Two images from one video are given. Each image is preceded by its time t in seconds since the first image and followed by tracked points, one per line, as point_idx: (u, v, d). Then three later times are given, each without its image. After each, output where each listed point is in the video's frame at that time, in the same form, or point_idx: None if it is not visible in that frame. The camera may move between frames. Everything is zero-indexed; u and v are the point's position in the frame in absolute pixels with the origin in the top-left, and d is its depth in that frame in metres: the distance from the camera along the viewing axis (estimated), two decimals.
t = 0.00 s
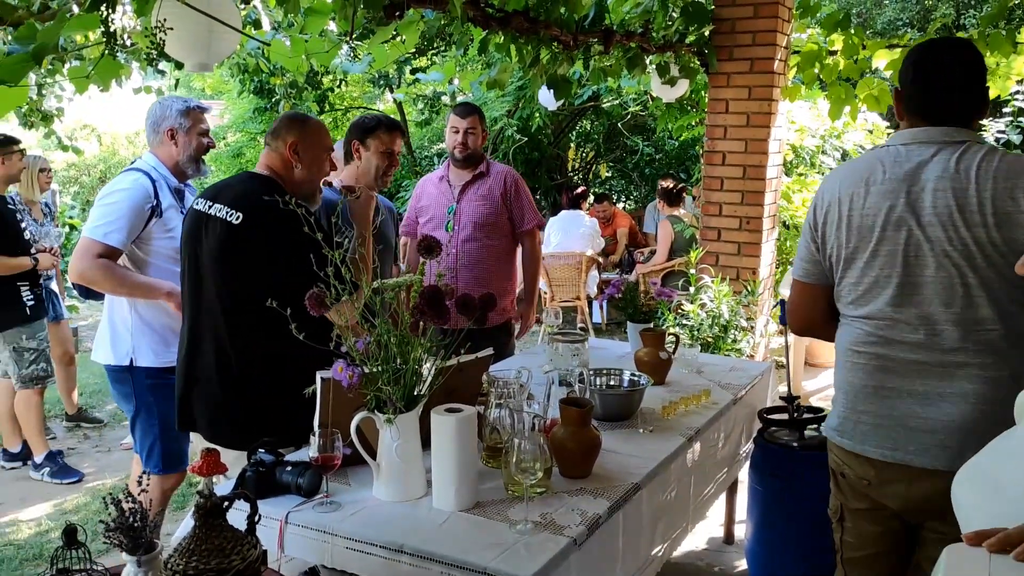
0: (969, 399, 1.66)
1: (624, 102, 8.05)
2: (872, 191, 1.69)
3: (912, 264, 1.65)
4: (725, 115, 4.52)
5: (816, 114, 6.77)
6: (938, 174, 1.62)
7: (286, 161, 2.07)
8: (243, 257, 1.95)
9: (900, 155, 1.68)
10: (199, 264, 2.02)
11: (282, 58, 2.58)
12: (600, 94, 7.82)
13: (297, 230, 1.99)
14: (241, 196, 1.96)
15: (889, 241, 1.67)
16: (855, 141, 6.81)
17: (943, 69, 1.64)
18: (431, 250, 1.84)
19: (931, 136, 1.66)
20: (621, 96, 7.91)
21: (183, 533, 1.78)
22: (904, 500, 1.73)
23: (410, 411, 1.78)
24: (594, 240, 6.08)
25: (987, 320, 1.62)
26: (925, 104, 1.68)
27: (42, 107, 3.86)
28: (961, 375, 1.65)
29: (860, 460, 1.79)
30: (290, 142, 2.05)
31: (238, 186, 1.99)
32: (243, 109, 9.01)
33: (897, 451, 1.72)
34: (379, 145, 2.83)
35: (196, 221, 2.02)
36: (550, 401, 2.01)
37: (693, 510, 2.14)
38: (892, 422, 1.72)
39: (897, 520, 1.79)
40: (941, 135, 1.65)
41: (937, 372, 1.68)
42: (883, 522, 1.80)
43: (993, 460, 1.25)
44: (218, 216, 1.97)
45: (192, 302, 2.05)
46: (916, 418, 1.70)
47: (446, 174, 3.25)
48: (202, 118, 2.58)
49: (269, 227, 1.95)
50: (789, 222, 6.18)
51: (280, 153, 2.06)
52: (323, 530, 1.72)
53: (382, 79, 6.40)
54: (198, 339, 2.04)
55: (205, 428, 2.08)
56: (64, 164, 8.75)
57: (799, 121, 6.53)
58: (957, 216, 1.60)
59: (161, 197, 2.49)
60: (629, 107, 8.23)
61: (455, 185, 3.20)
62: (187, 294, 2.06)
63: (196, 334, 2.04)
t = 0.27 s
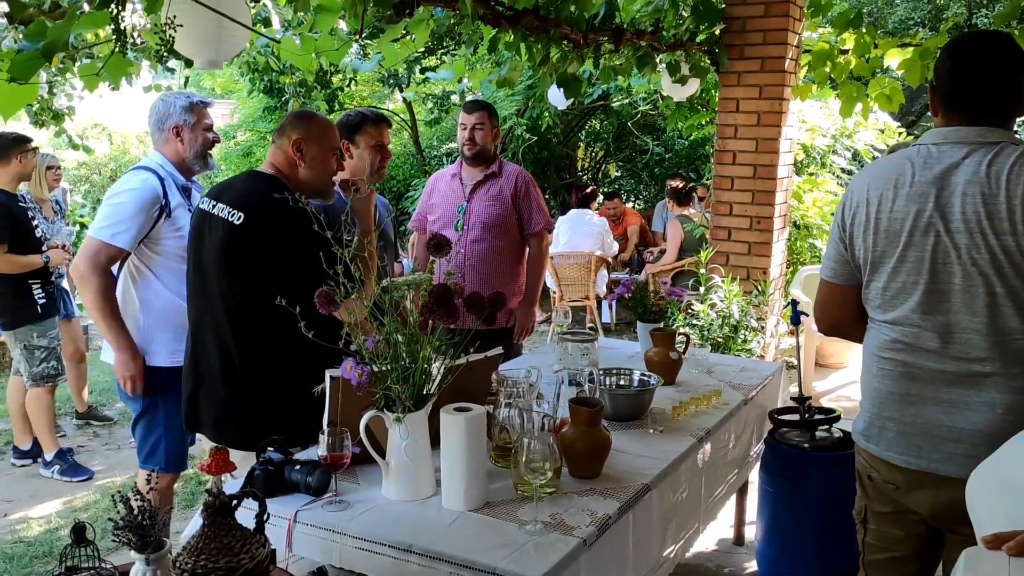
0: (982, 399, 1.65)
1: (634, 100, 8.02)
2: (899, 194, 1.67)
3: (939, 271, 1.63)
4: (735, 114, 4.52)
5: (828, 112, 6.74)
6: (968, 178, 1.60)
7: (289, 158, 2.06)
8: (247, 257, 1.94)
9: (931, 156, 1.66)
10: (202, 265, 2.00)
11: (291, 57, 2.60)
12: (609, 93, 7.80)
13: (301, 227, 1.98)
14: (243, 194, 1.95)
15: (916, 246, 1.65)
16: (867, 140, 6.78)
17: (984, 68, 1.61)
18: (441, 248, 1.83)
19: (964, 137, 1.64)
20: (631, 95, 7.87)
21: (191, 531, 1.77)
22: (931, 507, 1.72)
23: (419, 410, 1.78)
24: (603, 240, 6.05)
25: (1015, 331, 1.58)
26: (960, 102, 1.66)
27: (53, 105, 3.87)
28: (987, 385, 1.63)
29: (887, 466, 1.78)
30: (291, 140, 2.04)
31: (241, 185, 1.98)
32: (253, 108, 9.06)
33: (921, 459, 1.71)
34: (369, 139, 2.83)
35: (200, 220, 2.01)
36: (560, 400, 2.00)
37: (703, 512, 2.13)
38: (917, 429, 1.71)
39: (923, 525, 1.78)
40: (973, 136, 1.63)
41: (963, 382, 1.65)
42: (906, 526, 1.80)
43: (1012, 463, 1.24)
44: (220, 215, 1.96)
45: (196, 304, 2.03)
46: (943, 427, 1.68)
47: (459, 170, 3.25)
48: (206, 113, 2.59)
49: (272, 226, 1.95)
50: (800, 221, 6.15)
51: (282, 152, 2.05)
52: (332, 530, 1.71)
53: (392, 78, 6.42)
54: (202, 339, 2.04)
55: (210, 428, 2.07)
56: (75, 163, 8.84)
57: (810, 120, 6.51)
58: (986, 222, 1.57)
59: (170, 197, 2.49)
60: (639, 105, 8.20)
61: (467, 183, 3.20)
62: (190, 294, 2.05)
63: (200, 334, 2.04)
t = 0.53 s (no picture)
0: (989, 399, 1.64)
1: (640, 98, 8.01)
2: (922, 193, 1.65)
3: (963, 272, 1.62)
4: (740, 112, 4.53)
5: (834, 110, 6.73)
6: (993, 178, 1.59)
7: (294, 155, 2.05)
8: (249, 255, 1.94)
9: (955, 154, 1.65)
10: (203, 263, 2.00)
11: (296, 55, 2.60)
12: (615, 91, 7.79)
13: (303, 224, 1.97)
14: (244, 191, 1.95)
15: (940, 247, 1.64)
16: (873, 138, 6.77)
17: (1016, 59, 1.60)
18: (445, 245, 1.83)
19: (989, 135, 1.63)
20: (637, 93, 7.86)
21: (195, 528, 1.77)
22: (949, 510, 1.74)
23: (423, 408, 1.77)
24: (608, 237, 6.05)
25: None
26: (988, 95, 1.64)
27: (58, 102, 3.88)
28: (1009, 390, 1.63)
29: (907, 470, 1.80)
30: (296, 137, 2.04)
31: (242, 182, 1.98)
32: (259, 106, 9.08)
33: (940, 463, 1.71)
34: (355, 137, 2.82)
35: (202, 218, 2.01)
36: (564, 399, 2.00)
37: (708, 511, 2.12)
38: (935, 433, 1.73)
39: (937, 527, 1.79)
40: (999, 134, 1.62)
41: (983, 387, 1.66)
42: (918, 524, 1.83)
43: None
44: (221, 213, 1.96)
45: (198, 302, 2.03)
46: (960, 431, 1.70)
47: (467, 164, 3.25)
48: (206, 110, 2.59)
49: (273, 223, 1.94)
50: (805, 220, 6.14)
51: (286, 149, 2.05)
52: (335, 528, 1.70)
53: (396, 77, 6.43)
54: (204, 336, 2.04)
55: (213, 426, 2.08)
56: (81, 161, 8.96)
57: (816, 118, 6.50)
58: (1013, 224, 1.57)
59: (167, 194, 2.48)
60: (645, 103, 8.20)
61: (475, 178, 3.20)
62: (192, 292, 2.05)
63: (201, 332, 2.04)
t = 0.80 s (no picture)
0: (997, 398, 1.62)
1: (645, 97, 8.02)
2: (937, 188, 1.63)
3: (977, 271, 1.60)
4: (746, 110, 4.56)
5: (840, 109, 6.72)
6: (1010, 175, 1.57)
7: (297, 153, 2.04)
8: (252, 251, 1.93)
9: (969, 150, 1.63)
10: (206, 259, 1.99)
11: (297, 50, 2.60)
12: (619, 90, 7.79)
13: (306, 221, 1.96)
14: (248, 187, 1.94)
15: (953, 245, 1.62)
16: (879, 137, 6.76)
17: None
18: (449, 242, 1.82)
19: (1003, 131, 1.61)
20: (641, 92, 7.86)
21: (196, 526, 1.76)
22: (961, 514, 1.69)
23: (426, 406, 1.76)
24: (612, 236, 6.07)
25: None
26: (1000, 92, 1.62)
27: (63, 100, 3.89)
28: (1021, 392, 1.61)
29: (920, 476, 1.75)
30: (299, 134, 2.03)
31: (246, 178, 1.97)
32: (264, 104, 9.11)
33: (954, 468, 1.69)
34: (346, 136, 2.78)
35: (205, 214, 2.01)
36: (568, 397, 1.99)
37: (712, 510, 2.11)
38: (951, 437, 1.68)
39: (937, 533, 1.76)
40: (1014, 131, 1.60)
41: (994, 389, 1.63)
42: (924, 532, 1.77)
43: None
44: (225, 208, 1.95)
45: (200, 299, 2.03)
46: (973, 436, 1.66)
47: (471, 163, 3.25)
48: (200, 103, 2.57)
49: (276, 220, 1.93)
50: (810, 219, 6.14)
51: (290, 146, 2.04)
52: (338, 526, 1.69)
53: (400, 75, 6.44)
54: (206, 333, 2.03)
55: (214, 423, 2.07)
56: (84, 160, 9.05)
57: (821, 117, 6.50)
58: None
59: (163, 192, 2.47)
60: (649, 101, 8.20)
61: (479, 176, 3.19)
62: (195, 288, 2.05)
63: (203, 328, 2.03)
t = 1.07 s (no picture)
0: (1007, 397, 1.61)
1: (652, 94, 8.01)
2: (916, 183, 1.62)
3: (954, 267, 1.59)
4: (754, 107, 4.56)
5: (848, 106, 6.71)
6: (986, 171, 1.56)
7: (309, 150, 2.02)
8: (259, 245, 1.92)
9: (946, 146, 1.62)
10: (214, 253, 1.99)
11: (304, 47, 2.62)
12: (626, 87, 7.77)
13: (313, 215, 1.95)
14: (255, 180, 1.94)
15: (930, 241, 1.61)
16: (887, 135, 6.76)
17: (1004, 47, 1.58)
18: (455, 237, 1.81)
19: (981, 126, 1.60)
20: (648, 89, 7.86)
21: (201, 522, 1.75)
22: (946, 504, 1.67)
23: (432, 403, 1.74)
24: (619, 233, 6.08)
25: None
26: (976, 83, 1.62)
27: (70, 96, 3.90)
28: (1001, 386, 1.60)
29: (899, 466, 1.74)
30: (315, 132, 2.01)
31: (253, 172, 1.96)
32: (271, 101, 9.13)
33: (934, 460, 1.68)
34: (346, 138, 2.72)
35: (212, 207, 2.00)
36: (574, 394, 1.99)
37: (719, 509, 2.10)
38: (932, 431, 1.67)
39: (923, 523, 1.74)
40: (991, 126, 1.59)
41: (976, 383, 1.62)
42: (906, 521, 1.76)
43: None
44: (232, 202, 1.95)
45: (207, 293, 2.02)
46: (976, 434, 1.64)
47: (479, 161, 3.24)
48: (194, 92, 2.56)
49: (283, 213, 1.92)
50: (817, 217, 6.13)
51: (304, 141, 2.02)
52: (343, 523, 1.68)
53: (407, 72, 6.45)
54: (211, 326, 2.03)
55: (218, 417, 2.06)
56: (91, 156, 9.09)
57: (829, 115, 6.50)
58: (1006, 217, 1.54)
59: (168, 185, 2.47)
60: (656, 98, 8.20)
61: (488, 175, 3.19)
62: (201, 281, 2.04)
63: (209, 321, 2.03)
